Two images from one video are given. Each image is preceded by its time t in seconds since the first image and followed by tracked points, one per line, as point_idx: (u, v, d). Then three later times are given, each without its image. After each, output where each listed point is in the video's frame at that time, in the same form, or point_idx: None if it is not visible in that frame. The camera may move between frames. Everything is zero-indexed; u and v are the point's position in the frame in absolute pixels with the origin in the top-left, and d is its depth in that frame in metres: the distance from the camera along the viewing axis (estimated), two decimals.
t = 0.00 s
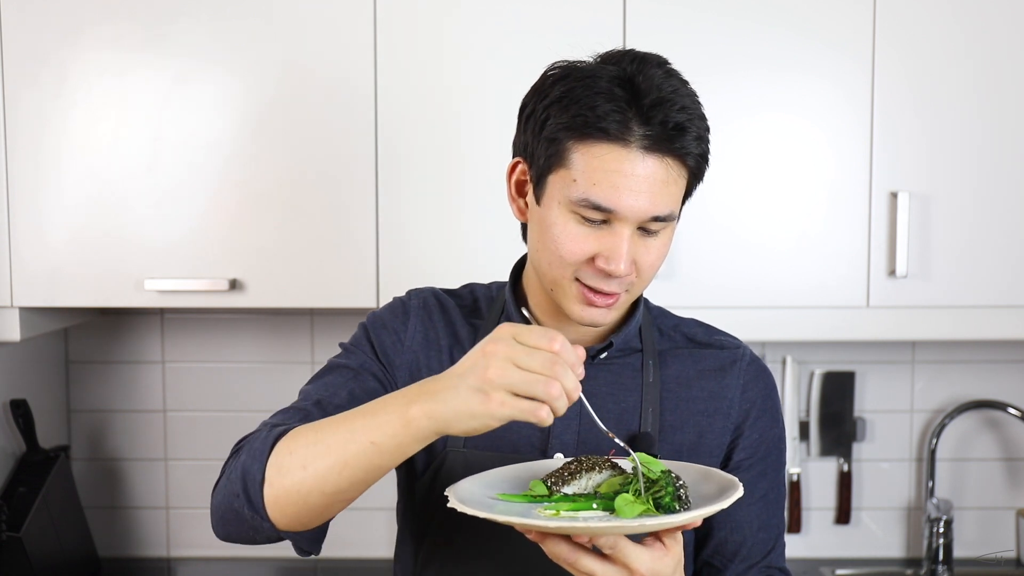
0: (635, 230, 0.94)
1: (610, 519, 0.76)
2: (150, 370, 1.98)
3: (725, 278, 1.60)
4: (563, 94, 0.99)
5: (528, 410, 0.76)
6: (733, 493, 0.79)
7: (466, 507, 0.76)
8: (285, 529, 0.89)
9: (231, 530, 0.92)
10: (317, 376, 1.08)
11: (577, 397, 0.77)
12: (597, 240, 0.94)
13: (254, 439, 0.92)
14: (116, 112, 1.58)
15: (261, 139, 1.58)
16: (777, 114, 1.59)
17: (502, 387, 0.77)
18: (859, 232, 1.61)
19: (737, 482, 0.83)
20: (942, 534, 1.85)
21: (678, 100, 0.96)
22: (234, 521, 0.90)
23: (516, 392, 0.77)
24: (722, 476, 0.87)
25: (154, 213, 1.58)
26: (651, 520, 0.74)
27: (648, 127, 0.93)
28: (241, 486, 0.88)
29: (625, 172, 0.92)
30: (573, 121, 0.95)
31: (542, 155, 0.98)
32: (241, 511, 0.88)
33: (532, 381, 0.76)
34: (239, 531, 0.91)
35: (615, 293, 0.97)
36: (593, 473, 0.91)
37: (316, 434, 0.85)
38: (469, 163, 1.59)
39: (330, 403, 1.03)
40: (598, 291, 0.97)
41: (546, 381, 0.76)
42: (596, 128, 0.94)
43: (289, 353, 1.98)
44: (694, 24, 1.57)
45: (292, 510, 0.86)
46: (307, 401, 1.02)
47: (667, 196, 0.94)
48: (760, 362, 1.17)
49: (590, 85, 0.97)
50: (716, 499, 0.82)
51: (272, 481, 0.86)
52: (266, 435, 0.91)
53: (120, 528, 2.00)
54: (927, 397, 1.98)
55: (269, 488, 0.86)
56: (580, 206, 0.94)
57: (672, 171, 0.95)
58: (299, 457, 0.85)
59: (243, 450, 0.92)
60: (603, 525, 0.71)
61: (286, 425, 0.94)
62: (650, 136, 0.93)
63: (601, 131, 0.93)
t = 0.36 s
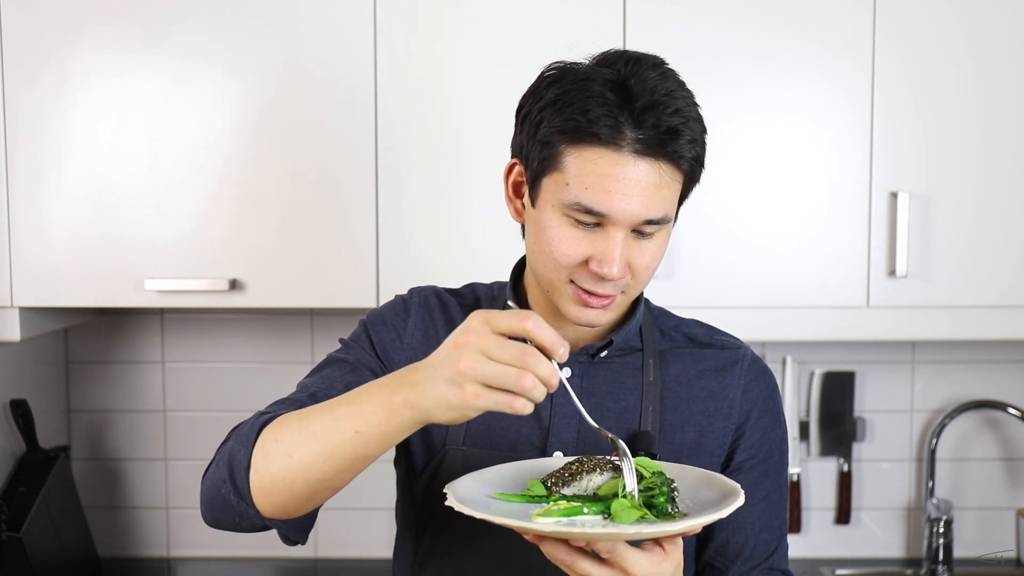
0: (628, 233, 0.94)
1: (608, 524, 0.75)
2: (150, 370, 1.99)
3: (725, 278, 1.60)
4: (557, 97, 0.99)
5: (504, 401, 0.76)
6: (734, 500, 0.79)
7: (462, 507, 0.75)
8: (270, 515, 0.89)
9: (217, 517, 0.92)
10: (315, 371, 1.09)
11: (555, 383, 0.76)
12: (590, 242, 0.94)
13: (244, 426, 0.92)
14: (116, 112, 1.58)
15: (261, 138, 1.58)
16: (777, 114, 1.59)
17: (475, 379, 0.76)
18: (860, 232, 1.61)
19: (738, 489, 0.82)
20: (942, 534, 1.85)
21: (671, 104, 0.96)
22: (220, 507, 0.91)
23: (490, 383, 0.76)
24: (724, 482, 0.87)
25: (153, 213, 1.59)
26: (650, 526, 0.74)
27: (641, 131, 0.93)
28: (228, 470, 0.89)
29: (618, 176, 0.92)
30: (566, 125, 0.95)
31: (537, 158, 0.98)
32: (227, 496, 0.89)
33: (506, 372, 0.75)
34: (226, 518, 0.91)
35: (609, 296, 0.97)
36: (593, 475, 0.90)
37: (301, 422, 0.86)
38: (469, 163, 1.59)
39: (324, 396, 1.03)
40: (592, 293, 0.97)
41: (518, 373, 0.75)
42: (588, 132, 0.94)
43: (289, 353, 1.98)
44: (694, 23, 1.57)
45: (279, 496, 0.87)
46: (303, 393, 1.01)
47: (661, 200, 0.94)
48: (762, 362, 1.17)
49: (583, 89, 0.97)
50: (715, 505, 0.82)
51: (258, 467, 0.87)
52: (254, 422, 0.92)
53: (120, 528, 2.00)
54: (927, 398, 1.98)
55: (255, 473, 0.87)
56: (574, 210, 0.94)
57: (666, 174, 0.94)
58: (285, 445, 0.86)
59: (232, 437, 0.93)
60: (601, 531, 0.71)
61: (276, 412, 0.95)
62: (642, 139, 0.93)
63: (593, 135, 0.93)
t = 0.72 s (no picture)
0: (623, 238, 0.94)
1: (616, 534, 0.76)
2: (150, 370, 1.99)
3: (724, 277, 1.60)
4: (555, 100, 0.98)
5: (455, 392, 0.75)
6: (740, 507, 0.79)
7: (465, 516, 0.75)
8: (242, 502, 0.90)
9: (194, 505, 0.92)
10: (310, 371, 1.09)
11: (512, 380, 0.73)
12: (584, 246, 0.95)
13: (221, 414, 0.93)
14: (116, 112, 1.58)
15: (261, 139, 1.58)
16: (777, 114, 1.59)
17: (424, 370, 0.75)
18: (859, 232, 1.61)
19: (744, 497, 0.82)
20: (942, 534, 1.85)
21: (669, 109, 0.95)
22: (197, 495, 0.91)
23: (440, 375, 0.74)
24: (729, 489, 0.87)
25: (153, 213, 1.59)
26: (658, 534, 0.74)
27: (638, 137, 0.93)
28: (203, 459, 0.90)
29: (614, 182, 0.92)
30: (563, 129, 0.95)
31: (534, 160, 0.99)
32: (204, 484, 0.90)
33: (456, 366, 0.74)
34: (202, 506, 0.92)
35: (604, 298, 0.98)
36: (595, 482, 0.90)
37: (271, 408, 0.87)
38: (469, 163, 1.59)
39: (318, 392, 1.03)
40: (586, 296, 0.98)
41: (468, 367, 0.73)
42: (585, 137, 0.94)
43: (288, 353, 1.98)
44: (694, 24, 1.57)
45: (249, 483, 0.88)
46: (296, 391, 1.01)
47: (658, 205, 0.94)
48: (762, 364, 1.17)
49: (581, 93, 0.97)
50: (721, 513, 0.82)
51: (232, 454, 0.88)
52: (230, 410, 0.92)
53: (120, 527, 2.00)
54: (927, 398, 1.98)
55: (228, 460, 0.88)
56: (569, 214, 0.94)
57: (663, 181, 0.94)
58: (255, 431, 0.87)
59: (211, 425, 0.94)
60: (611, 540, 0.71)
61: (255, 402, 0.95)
62: (638, 146, 0.93)
63: (589, 141, 0.93)
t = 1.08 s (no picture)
0: (628, 234, 0.94)
1: (627, 526, 0.76)
2: (150, 369, 1.99)
3: (724, 277, 1.60)
4: (558, 97, 0.98)
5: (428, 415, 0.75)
6: (747, 502, 0.79)
7: (473, 510, 0.75)
8: (220, 484, 0.90)
9: (178, 485, 0.92)
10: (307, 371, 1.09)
11: (468, 431, 0.76)
12: (590, 243, 0.95)
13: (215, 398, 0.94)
14: (116, 111, 1.58)
15: (261, 139, 1.58)
16: (777, 114, 1.59)
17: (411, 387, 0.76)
18: (859, 233, 1.61)
19: (752, 493, 0.82)
20: (942, 533, 1.85)
21: (673, 104, 0.96)
22: (181, 474, 0.91)
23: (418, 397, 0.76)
24: (736, 485, 0.87)
25: (153, 214, 1.59)
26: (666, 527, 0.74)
27: (642, 131, 0.93)
28: (191, 436, 0.90)
29: (620, 177, 0.92)
30: (567, 125, 0.95)
31: (538, 158, 0.98)
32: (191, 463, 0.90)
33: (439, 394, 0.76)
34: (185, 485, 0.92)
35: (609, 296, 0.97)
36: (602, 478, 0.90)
37: (263, 394, 0.88)
38: (469, 164, 1.59)
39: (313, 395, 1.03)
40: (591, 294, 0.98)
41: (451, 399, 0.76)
42: (589, 132, 0.94)
43: (288, 354, 1.98)
44: (694, 24, 1.57)
45: (231, 465, 0.88)
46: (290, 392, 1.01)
47: (664, 200, 0.94)
48: (764, 367, 1.17)
49: (584, 88, 0.97)
50: (728, 507, 0.82)
51: (221, 435, 0.88)
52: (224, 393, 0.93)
53: (120, 527, 2.00)
54: (927, 398, 1.98)
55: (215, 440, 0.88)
56: (574, 210, 0.94)
57: (669, 175, 0.94)
58: (246, 414, 0.87)
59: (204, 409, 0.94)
60: (620, 531, 0.71)
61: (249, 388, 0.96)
62: (643, 140, 0.93)
63: (594, 135, 0.93)
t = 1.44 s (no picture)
0: (628, 230, 0.94)
1: (625, 525, 0.76)
2: (150, 369, 1.99)
3: (724, 277, 1.60)
4: (556, 95, 0.98)
5: (433, 387, 0.73)
6: (745, 501, 0.79)
7: (474, 510, 0.75)
8: (237, 491, 0.90)
9: (192, 495, 0.92)
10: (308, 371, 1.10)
11: (471, 405, 0.73)
12: (590, 240, 0.95)
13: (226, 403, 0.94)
14: (116, 111, 1.58)
15: (261, 139, 1.58)
16: (777, 114, 1.59)
17: (418, 361, 0.75)
18: (860, 233, 1.61)
19: (749, 490, 0.82)
20: (942, 534, 1.85)
21: (671, 100, 0.96)
22: (194, 483, 0.91)
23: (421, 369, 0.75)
24: (732, 484, 0.87)
25: (153, 214, 1.59)
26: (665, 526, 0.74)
27: (640, 128, 0.93)
28: (204, 445, 0.90)
29: (619, 173, 0.92)
30: (565, 122, 0.95)
31: (536, 157, 0.98)
32: (203, 471, 0.90)
33: (440, 365, 0.74)
34: (198, 493, 0.91)
35: (610, 294, 0.97)
36: (600, 477, 0.90)
37: (279, 397, 0.88)
38: (469, 163, 1.59)
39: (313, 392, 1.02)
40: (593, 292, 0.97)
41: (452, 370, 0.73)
42: (588, 128, 0.94)
43: (289, 353, 1.98)
44: (694, 24, 1.57)
45: (247, 471, 0.88)
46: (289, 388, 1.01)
47: (663, 196, 0.94)
48: (764, 366, 1.17)
49: (581, 85, 0.97)
50: (726, 506, 0.82)
51: (237, 441, 0.88)
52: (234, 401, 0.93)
53: (120, 527, 2.00)
54: (927, 398, 1.98)
55: (232, 447, 0.88)
56: (574, 208, 0.94)
57: (667, 170, 0.94)
58: (261, 417, 0.87)
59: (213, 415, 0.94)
60: (620, 531, 0.71)
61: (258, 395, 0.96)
62: (641, 136, 0.93)
63: (592, 131, 0.93)
